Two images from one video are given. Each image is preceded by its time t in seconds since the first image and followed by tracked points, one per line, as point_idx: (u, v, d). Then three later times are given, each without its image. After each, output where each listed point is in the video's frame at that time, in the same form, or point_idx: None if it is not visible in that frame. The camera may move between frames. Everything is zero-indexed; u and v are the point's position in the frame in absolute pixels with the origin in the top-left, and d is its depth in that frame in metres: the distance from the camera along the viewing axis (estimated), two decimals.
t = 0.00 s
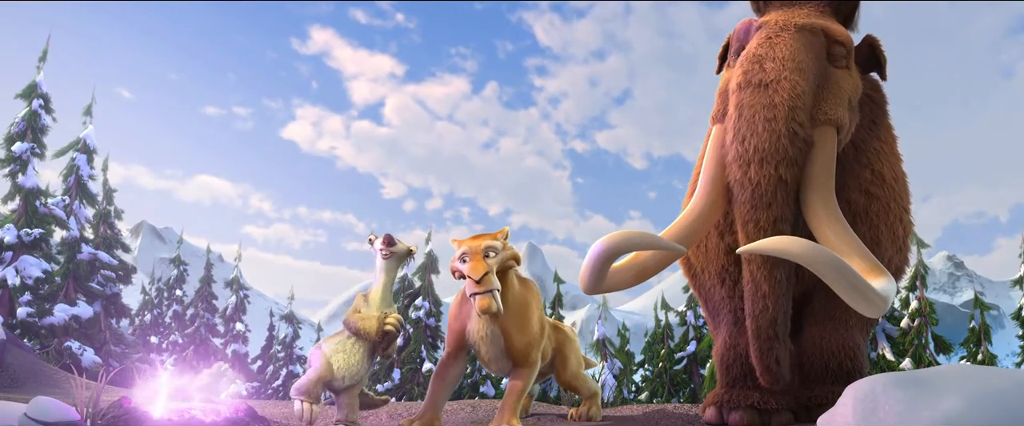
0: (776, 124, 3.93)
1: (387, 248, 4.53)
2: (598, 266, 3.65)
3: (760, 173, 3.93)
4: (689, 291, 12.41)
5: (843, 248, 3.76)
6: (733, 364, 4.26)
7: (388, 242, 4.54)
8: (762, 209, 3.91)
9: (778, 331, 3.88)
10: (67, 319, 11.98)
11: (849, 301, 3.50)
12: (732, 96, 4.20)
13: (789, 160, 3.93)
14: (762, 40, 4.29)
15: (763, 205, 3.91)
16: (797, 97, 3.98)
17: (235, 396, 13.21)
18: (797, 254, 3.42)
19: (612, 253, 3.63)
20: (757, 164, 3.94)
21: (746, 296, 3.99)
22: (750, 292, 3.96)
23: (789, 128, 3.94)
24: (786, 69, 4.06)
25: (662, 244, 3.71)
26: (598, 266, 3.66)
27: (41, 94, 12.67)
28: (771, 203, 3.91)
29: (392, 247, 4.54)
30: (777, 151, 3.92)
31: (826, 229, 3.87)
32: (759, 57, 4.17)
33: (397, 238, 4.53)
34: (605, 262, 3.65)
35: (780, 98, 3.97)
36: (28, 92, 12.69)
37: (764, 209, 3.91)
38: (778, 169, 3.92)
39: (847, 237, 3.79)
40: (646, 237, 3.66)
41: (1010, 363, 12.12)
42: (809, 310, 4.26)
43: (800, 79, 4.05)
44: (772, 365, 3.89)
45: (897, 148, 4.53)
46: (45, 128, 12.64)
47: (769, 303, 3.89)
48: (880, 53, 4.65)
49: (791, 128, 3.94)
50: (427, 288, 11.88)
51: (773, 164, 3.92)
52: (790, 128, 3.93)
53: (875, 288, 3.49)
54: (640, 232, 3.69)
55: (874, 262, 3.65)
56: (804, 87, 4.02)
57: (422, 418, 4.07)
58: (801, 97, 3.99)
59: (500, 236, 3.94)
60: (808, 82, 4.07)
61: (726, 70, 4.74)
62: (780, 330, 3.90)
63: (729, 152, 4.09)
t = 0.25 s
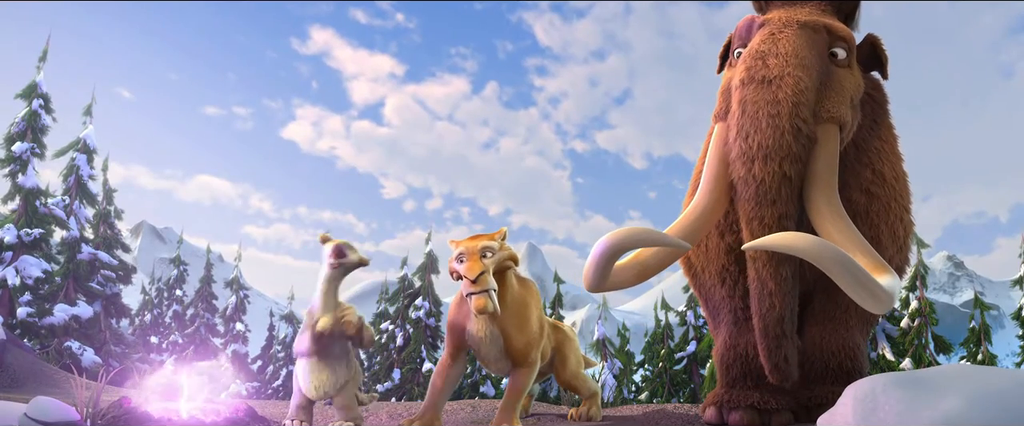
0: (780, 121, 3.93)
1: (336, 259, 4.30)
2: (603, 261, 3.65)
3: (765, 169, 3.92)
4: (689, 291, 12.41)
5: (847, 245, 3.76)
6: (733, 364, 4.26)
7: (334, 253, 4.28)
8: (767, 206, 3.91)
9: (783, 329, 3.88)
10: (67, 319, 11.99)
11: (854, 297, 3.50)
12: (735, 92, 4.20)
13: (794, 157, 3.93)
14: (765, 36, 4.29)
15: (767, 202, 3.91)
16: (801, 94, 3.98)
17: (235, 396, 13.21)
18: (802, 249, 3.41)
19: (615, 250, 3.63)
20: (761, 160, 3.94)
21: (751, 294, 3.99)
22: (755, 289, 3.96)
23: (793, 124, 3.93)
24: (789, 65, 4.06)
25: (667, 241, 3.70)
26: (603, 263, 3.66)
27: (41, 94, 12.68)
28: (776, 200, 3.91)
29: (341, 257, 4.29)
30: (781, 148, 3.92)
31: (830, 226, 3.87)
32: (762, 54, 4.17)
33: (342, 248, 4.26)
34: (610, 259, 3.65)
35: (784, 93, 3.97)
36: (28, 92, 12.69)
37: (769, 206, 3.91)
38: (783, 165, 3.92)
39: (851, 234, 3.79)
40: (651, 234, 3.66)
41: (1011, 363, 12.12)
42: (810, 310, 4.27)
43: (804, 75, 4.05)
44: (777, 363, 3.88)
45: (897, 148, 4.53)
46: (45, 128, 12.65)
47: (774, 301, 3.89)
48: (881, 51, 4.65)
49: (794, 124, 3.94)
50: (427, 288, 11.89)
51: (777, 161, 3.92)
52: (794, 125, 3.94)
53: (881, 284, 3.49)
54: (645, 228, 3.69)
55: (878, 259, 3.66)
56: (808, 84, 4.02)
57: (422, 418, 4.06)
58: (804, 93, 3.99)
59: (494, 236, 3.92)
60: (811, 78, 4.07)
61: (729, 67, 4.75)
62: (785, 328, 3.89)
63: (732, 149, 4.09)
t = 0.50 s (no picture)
0: (781, 120, 3.93)
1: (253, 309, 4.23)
2: (607, 260, 3.64)
3: (766, 168, 3.93)
4: (689, 291, 12.41)
5: (848, 244, 3.76)
6: (732, 364, 4.26)
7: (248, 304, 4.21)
8: (768, 205, 3.92)
9: (784, 328, 3.88)
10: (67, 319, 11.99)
11: (856, 295, 3.50)
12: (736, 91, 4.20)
13: (795, 155, 3.94)
14: (766, 35, 4.29)
15: (769, 201, 3.92)
16: (802, 93, 3.98)
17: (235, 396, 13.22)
18: (803, 247, 3.42)
19: (616, 250, 3.62)
20: (762, 159, 3.94)
21: (751, 293, 3.99)
22: (756, 288, 3.96)
23: (794, 123, 3.94)
24: (790, 64, 4.06)
25: (668, 239, 3.71)
26: (604, 263, 3.66)
27: (40, 94, 12.68)
28: (777, 199, 3.91)
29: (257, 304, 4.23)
30: (782, 147, 3.93)
31: (831, 224, 3.88)
32: (763, 53, 4.17)
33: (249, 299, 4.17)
34: (612, 258, 3.65)
35: (785, 92, 3.97)
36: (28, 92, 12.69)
37: (770, 205, 3.92)
38: (784, 164, 3.92)
39: (852, 233, 3.80)
40: (654, 233, 3.66)
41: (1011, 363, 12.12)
42: (810, 310, 4.27)
43: (805, 74, 4.05)
44: (778, 362, 3.88)
45: (897, 148, 4.53)
46: (45, 128, 12.65)
47: (775, 300, 3.89)
48: (881, 50, 4.65)
49: (795, 123, 3.94)
50: (427, 288, 11.89)
51: (778, 160, 3.92)
52: (795, 124, 3.94)
53: (883, 282, 3.49)
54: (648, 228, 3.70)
55: (878, 257, 3.67)
56: (809, 83, 4.02)
57: (421, 418, 4.04)
58: (805, 92, 3.99)
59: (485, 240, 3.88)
60: (813, 77, 4.07)
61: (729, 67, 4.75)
62: (786, 327, 3.89)
63: (733, 149, 4.09)
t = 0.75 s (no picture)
0: (781, 120, 3.93)
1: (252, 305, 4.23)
2: (609, 261, 3.64)
3: (766, 169, 3.92)
4: (689, 291, 12.42)
5: (849, 244, 3.76)
6: (732, 364, 4.26)
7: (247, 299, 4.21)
8: (769, 205, 3.91)
9: (784, 329, 3.88)
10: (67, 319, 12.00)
11: (858, 295, 3.50)
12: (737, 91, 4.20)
13: (795, 156, 3.94)
14: (766, 35, 4.29)
15: (769, 202, 3.91)
16: (802, 93, 3.98)
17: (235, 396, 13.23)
18: (805, 248, 3.42)
19: (617, 251, 3.62)
20: (762, 159, 3.94)
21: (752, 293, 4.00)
22: (757, 288, 3.96)
23: (794, 123, 3.94)
24: (791, 64, 4.06)
25: (669, 240, 3.70)
26: (606, 264, 3.65)
27: (40, 94, 12.68)
28: (777, 199, 3.91)
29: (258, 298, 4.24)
30: (782, 147, 3.93)
31: (831, 225, 3.88)
32: (763, 53, 4.17)
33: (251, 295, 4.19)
34: (614, 259, 3.65)
35: (785, 93, 3.97)
36: (28, 92, 12.70)
37: (770, 205, 3.91)
38: (784, 165, 3.92)
39: (853, 233, 3.80)
40: (655, 234, 3.66)
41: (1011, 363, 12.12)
42: (809, 310, 4.27)
43: (806, 74, 4.05)
44: (778, 363, 3.88)
45: (897, 147, 4.53)
46: (45, 128, 12.65)
47: (775, 300, 3.89)
48: (880, 49, 4.66)
49: (796, 123, 3.94)
50: (427, 288, 11.89)
51: (778, 160, 3.92)
52: (795, 124, 3.94)
53: (885, 283, 3.48)
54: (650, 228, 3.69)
55: (879, 257, 3.67)
56: (809, 83, 4.02)
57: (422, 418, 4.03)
58: (806, 92, 3.99)
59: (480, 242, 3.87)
60: (813, 77, 4.07)
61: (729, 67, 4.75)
62: (787, 327, 3.89)
63: (734, 149, 4.09)
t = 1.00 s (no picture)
0: (781, 122, 3.93)
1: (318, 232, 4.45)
2: (609, 263, 3.64)
3: (766, 170, 3.92)
4: (689, 291, 12.42)
5: (849, 246, 3.76)
6: (733, 364, 4.26)
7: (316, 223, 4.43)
8: (768, 207, 3.91)
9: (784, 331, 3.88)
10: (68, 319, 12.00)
11: (857, 298, 3.50)
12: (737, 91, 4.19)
13: (795, 157, 3.94)
14: (766, 36, 4.28)
15: (769, 203, 3.91)
16: (802, 94, 3.98)
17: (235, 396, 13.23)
18: (804, 251, 3.43)
19: (617, 253, 3.62)
20: (762, 161, 3.94)
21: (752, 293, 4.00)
22: (757, 289, 3.96)
23: (794, 125, 3.94)
24: (790, 65, 4.06)
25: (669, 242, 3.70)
26: (606, 266, 3.65)
27: (40, 94, 12.68)
28: (777, 201, 3.91)
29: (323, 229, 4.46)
30: (782, 148, 3.93)
31: (831, 226, 3.88)
32: (763, 54, 4.17)
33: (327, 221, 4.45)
34: (614, 261, 3.65)
35: (785, 94, 3.97)
36: (28, 92, 12.70)
37: (770, 207, 3.91)
38: (784, 166, 3.92)
39: (853, 234, 3.80)
40: (655, 236, 3.66)
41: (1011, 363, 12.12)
42: (809, 310, 4.27)
43: (805, 75, 4.05)
44: (779, 364, 3.88)
45: (897, 147, 4.53)
46: (45, 128, 12.65)
47: (775, 301, 3.89)
48: (880, 50, 4.65)
49: (795, 124, 3.94)
50: (427, 289, 11.90)
51: (778, 161, 3.92)
52: (795, 125, 3.94)
53: (884, 285, 3.49)
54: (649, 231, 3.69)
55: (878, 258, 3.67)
56: (809, 84, 4.02)
57: (422, 418, 4.03)
58: (805, 94, 4.00)
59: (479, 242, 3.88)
60: (813, 78, 4.07)
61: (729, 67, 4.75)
62: (787, 328, 3.89)
63: (733, 150, 4.09)
